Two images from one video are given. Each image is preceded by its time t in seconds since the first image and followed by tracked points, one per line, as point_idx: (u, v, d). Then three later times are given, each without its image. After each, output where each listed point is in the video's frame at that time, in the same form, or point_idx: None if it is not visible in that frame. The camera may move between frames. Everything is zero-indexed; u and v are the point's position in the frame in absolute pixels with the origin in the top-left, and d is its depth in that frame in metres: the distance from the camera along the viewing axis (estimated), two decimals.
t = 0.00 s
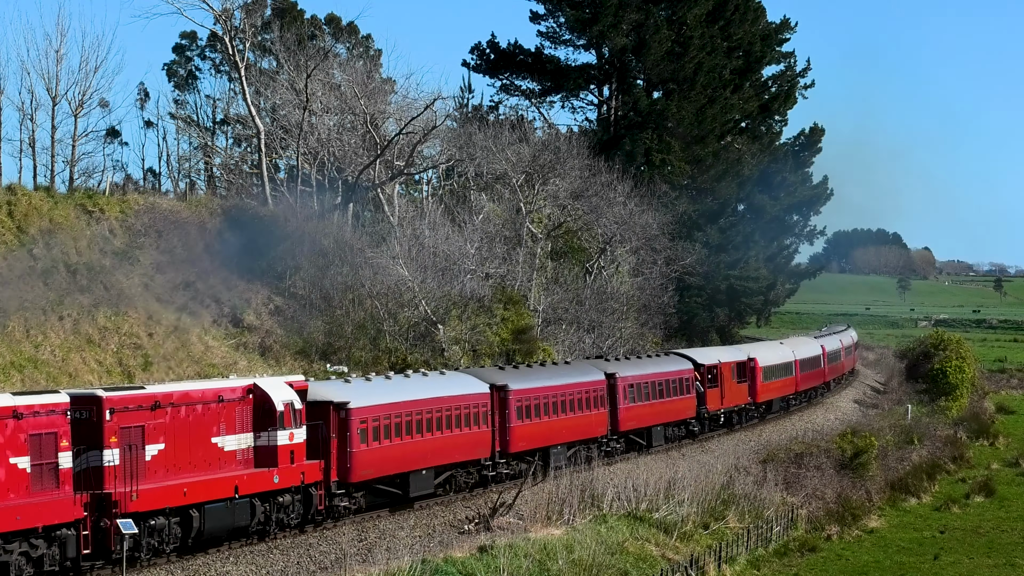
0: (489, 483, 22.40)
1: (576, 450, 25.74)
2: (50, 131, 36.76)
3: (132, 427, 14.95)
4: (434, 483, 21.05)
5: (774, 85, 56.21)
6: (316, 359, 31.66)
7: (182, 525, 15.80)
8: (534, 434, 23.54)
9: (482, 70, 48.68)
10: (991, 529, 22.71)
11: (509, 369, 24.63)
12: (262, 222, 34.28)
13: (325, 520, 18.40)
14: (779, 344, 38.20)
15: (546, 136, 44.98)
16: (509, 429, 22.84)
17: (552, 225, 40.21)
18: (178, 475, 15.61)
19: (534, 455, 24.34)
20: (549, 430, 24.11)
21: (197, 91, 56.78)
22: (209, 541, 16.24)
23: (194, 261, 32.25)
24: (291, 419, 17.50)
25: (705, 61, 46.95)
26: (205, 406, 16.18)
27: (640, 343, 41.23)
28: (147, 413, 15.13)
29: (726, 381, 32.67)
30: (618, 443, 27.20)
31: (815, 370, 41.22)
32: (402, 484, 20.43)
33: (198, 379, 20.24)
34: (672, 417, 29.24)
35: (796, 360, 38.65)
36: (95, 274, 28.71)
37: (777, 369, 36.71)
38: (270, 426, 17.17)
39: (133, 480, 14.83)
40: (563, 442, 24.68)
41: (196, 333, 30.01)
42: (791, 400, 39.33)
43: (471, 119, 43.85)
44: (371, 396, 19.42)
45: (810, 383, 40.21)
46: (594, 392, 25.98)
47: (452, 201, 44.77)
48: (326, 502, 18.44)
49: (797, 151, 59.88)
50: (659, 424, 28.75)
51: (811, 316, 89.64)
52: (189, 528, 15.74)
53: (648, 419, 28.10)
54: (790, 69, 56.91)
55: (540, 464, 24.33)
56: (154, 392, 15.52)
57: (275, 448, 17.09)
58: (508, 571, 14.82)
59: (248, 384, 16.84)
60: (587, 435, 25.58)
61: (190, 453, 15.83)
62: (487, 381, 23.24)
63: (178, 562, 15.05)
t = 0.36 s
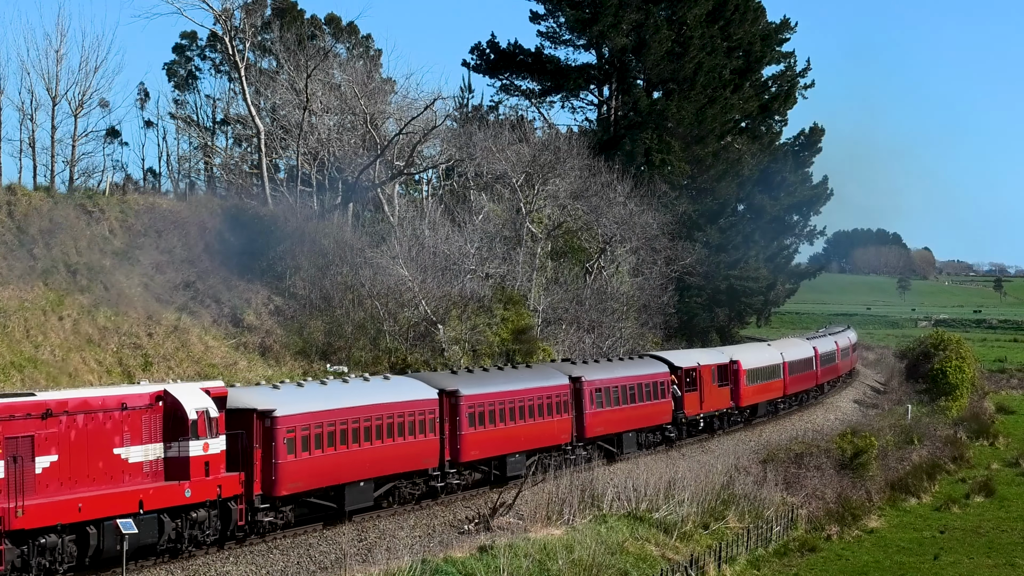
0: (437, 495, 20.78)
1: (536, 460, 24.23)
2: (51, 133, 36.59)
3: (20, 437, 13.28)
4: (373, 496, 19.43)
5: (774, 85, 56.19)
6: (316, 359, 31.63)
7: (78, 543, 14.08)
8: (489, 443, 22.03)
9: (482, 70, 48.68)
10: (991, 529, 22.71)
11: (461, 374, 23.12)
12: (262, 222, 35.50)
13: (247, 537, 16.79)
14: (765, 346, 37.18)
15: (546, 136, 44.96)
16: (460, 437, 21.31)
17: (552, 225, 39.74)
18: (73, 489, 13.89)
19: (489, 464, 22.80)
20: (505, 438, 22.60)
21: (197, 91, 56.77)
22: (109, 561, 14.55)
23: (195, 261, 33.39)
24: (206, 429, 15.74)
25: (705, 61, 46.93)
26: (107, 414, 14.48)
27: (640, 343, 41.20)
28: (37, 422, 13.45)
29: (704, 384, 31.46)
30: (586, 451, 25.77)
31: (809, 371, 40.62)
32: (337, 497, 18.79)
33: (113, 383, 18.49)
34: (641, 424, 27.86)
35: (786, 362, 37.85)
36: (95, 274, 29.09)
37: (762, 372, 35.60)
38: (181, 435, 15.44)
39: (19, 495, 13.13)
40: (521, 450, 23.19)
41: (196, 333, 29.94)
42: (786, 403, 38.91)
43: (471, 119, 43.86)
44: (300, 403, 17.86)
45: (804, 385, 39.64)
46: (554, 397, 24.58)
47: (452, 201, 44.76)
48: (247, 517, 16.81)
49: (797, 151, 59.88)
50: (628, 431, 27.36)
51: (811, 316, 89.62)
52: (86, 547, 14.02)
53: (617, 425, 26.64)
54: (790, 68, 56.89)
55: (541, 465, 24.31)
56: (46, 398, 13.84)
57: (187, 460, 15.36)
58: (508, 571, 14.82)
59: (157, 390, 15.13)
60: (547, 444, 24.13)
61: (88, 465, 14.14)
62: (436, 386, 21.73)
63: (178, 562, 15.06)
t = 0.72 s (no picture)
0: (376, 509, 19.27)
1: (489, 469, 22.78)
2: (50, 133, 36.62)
3: None
4: (303, 509, 17.88)
5: (774, 85, 56.20)
6: (316, 359, 31.61)
7: None
8: (435, 452, 20.54)
9: (482, 70, 48.70)
10: (991, 529, 22.72)
11: (407, 378, 21.57)
12: (261, 221, 36.50)
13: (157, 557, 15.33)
14: (752, 347, 35.98)
15: (546, 136, 44.97)
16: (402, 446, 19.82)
17: (552, 225, 39.60)
18: None
19: (437, 474, 21.28)
20: (453, 445, 21.12)
21: (197, 91, 56.78)
22: None
23: (195, 261, 33.88)
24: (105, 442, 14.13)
25: (705, 61, 46.94)
26: None
27: (640, 343, 41.17)
28: None
29: (682, 388, 30.03)
30: (548, 458, 24.39)
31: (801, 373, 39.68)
32: (260, 511, 17.36)
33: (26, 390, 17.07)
34: (611, 430, 26.33)
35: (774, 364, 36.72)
36: (95, 274, 29.28)
37: (752, 374, 34.82)
38: (74, 447, 13.91)
39: None
40: (473, 459, 21.67)
41: (195, 334, 29.90)
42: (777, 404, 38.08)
43: (471, 119, 43.88)
44: (215, 410, 16.28)
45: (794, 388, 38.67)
46: (510, 403, 23.04)
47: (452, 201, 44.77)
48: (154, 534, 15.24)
49: (797, 151, 59.86)
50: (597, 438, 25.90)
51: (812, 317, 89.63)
52: None
53: (581, 432, 25.13)
54: (790, 69, 56.89)
55: (541, 463, 24.28)
56: None
57: (82, 472, 13.79)
58: (508, 571, 14.82)
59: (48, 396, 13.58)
60: (502, 451, 22.61)
61: None
62: (376, 391, 20.18)
63: (178, 562, 15.03)
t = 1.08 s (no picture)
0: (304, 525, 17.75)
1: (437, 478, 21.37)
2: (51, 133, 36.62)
3: None
4: (221, 526, 16.45)
5: (774, 85, 56.22)
6: (316, 359, 31.63)
7: None
8: (373, 462, 19.08)
9: (482, 70, 48.71)
10: (991, 529, 22.71)
11: (347, 381, 19.99)
12: (262, 221, 36.76)
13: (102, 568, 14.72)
14: (737, 349, 34.61)
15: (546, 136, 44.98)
16: (337, 456, 18.37)
17: (552, 225, 39.44)
18: None
19: (377, 485, 19.83)
20: (393, 456, 19.60)
21: (197, 91, 56.76)
22: None
23: (195, 262, 33.88)
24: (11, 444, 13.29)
25: (705, 61, 46.94)
26: None
27: (640, 343, 41.16)
28: None
29: (656, 392, 28.64)
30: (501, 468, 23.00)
31: (792, 375, 38.53)
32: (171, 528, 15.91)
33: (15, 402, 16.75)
34: (573, 437, 24.98)
35: (760, 367, 35.37)
36: (95, 274, 29.28)
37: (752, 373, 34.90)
38: None
39: None
40: (415, 471, 20.16)
41: (195, 334, 29.91)
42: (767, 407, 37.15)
43: (471, 119, 43.92)
44: (116, 418, 14.84)
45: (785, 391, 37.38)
46: (460, 409, 21.58)
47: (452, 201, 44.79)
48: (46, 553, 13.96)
49: (797, 151, 59.84)
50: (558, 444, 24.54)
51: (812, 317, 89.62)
52: None
53: (538, 440, 23.73)
54: (790, 69, 56.90)
55: (540, 463, 24.27)
56: None
57: None
58: (508, 571, 14.82)
59: None
60: (449, 462, 21.13)
61: None
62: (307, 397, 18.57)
63: (178, 562, 15.06)
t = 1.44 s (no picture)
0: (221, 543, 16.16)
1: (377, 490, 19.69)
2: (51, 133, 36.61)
3: None
4: (123, 544, 14.87)
5: (774, 85, 56.22)
6: (316, 359, 31.64)
7: None
8: (300, 474, 17.48)
9: (482, 70, 48.73)
10: (991, 529, 22.71)
11: (276, 387, 18.42)
12: (262, 221, 36.84)
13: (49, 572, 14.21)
14: (718, 353, 33.35)
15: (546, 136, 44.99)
16: (258, 468, 16.78)
17: (552, 225, 39.52)
18: None
19: (308, 498, 18.23)
20: (327, 466, 18.04)
21: (197, 91, 56.76)
22: None
23: (195, 262, 33.89)
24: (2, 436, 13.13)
25: (705, 61, 46.95)
26: None
27: (640, 343, 41.13)
28: None
29: (626, 397, 27.10)
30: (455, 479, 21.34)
31: (778, 378, 37.19)
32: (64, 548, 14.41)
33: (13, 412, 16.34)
34: (534, 445, 23.34)
35: (742, 371, 33.94)
36: (95, 274, 29.27)
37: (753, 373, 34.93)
38: None
39: None
40: (353, 481, 18.59)
41: (195, 334, 29.90)
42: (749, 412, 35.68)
43: (471, 119, 43.94)
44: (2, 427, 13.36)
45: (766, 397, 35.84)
46: (405, 416, 19.93)
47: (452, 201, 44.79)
48: None
49: (797, 151, 59.83)
50: (517, 453, 22.87)
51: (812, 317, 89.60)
52: None
53: (495, 449, 22.08)
54: (790, 69, 56.92)
55: (542, 463, 24.24)
56: None
57: None
58: (508, 571, 14.82)
59: None
60: (394, 472, 19.51)
61: None
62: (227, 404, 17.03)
63: (177, 562, 15.06)
